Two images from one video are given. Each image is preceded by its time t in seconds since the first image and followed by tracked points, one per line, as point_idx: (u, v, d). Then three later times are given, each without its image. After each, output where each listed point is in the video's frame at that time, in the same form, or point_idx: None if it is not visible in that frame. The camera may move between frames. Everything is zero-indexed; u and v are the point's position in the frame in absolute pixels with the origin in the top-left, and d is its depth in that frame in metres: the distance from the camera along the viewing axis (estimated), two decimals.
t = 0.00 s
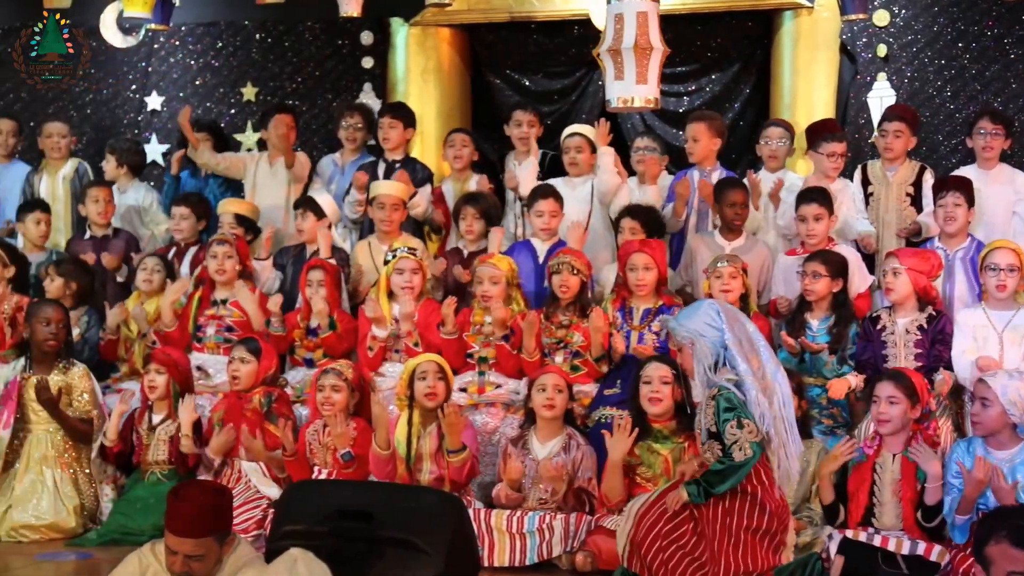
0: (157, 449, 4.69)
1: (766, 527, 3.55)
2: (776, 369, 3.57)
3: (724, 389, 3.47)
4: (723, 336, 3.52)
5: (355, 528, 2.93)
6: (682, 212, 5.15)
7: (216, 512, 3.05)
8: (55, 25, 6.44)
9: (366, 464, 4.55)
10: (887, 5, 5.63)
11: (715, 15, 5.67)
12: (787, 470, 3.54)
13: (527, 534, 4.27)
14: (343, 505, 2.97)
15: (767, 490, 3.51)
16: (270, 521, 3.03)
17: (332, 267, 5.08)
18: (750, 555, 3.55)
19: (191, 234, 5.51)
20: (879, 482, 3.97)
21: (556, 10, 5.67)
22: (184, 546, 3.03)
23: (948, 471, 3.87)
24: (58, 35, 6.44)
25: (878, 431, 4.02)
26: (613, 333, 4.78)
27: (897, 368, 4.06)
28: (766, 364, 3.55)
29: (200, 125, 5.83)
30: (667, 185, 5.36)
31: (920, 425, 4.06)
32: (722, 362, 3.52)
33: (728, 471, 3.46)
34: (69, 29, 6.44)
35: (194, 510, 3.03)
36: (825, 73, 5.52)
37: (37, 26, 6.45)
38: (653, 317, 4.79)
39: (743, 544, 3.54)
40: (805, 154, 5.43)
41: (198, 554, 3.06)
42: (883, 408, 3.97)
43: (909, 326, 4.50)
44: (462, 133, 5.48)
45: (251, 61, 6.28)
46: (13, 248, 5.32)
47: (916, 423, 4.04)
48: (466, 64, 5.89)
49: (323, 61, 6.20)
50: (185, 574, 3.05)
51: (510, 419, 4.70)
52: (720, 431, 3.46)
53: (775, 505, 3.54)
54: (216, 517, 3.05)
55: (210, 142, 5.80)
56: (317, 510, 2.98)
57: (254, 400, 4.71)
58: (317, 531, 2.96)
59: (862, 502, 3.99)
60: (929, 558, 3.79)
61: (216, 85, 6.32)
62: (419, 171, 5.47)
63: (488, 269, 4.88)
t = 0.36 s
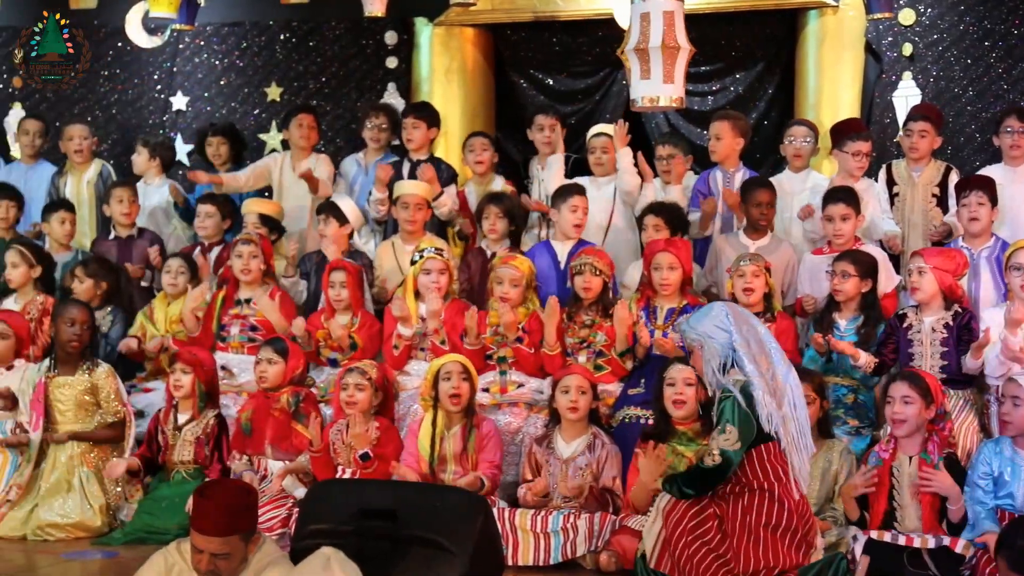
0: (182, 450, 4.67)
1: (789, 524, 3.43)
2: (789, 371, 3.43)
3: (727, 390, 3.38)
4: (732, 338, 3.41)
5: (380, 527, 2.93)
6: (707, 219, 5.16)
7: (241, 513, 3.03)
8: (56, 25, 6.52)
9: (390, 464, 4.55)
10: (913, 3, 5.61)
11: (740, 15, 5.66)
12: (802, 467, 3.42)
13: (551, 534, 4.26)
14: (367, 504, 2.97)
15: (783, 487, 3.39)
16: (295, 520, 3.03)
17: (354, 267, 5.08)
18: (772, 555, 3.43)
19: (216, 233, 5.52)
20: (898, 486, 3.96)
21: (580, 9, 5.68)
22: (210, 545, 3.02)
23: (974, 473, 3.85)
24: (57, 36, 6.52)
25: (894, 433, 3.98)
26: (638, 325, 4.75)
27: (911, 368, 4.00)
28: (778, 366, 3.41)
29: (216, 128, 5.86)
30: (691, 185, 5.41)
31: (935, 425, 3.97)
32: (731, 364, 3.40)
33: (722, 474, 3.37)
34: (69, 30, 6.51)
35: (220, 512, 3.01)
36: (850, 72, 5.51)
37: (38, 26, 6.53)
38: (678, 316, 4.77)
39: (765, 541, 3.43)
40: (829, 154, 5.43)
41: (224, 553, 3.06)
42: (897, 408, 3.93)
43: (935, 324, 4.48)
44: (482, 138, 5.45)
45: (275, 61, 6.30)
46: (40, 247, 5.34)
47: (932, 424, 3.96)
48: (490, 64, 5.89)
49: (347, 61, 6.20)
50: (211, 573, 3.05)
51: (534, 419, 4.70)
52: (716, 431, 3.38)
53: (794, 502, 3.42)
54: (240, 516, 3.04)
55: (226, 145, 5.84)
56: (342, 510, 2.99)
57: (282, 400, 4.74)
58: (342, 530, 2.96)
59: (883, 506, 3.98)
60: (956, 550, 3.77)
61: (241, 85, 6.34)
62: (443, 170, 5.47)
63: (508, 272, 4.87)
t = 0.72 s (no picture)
0: (207, 447, 4.72)
1: (793, 505, 3.49)
2: (792, 363, 3.49)
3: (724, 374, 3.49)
4: (735, 326, 3.51)
5: (404, 526, 2.93)
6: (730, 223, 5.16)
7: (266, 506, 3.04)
8: (56, 26, 6.58)
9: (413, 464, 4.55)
10: (938, 2, 5.59)
11: (765, 15, 5.65)
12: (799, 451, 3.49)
13: (574, 533, 4.26)
14: (391, 504, 2.97)
15: (782, 468, 3.46)
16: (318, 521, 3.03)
17: (376, 267, 5.08)
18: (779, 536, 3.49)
19: (238, 234, 5.50)
20: (921, 487, 3.94)
21: (604, 9, 5.67)
22: (233, 535, 3.01)
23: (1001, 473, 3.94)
24: (58, 36, 6.57)
25: (915, 432, 3.97)
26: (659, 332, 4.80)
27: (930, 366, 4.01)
28: (780, 356, 3.48)
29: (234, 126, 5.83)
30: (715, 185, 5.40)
31: (955, 424, 3.96)
32: (731, 351, 3.51)
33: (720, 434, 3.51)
34: (69, 29, 6.58)
35: (245, 502, 3.01)
36: (874, 73, 5.49)
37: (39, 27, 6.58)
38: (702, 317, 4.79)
39: (771, 523, 3.49)
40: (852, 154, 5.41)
41: (246, 545, 3.04)
42: (919, 404, 3.92)
43: (959, 324, 4.46)
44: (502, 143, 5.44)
45: (298, 61, 6.31)
46: (64, 247, 5.36)
47: (952, 423, 3.96)
48: (513, 64, 5.90)
49: (370, 62, 6.21)
50: (231, 565, 3.03)
51: (557, 418, 4.70)
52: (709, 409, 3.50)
53: (796, 484, 3.49)
54: (266, 509, 3.04)
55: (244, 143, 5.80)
56: (366, 510, 2.98)
57: (308, 400, 4.73)
58: (364, 529, 2.95)
59: (905, 508, 3.94)
60: (981, 551, 3.82)
61: (264, 85, 6.35)
62: (466, 171, 5.47)
63: (525, 274, 4.83)
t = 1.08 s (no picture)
0: (228, 445, 4.69)
1: (795, 469, 3.48)
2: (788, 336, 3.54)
3: (721, 342, 3.53)
4: (734, 296, 3.53)
5: (424, 526, 2.92)
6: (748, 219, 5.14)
7: (289, 492, 3.15)
8: (56, 26, 6.59)
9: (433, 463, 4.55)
10: (959, 1, 5.57)
11: (785, 15, 5.64)
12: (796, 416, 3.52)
13: (595, 533, 4.26)
14: (412, 502, 2.96)
15: (781, 431, 3.48)
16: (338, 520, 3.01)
17: (397, 267, 5.08)
18: (783, 501, 3.48)
19: (258, 234, 5.53)
20: (945, 483, 3.93)
21: (624, 9, 5.68)
22: (255, 514, 3.10)
23: None
24: (58, 36, 6.57)
25: (941, 431, 3.97)
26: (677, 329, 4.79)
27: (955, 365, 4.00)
28: (777, 329, 3.53)
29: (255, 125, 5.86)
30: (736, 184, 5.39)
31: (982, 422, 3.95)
32: (729, 319, 3.54)
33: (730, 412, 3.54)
34: (69, 30, 6.61)
35: (270, 483, 3.12)
36: (896, 75, 5.46)
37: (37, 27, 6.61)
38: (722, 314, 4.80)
39: (774, 488, 3.48)
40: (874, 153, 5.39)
41: (267, 526, 3.12)
42: (946, 406, 3.91)
43: (979, 326, 4.45)
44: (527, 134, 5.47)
45: (318, 61, 6.32)
46: (86, 247, 5.38)
47: (978, 422, 3.94)
48: (533, 64, 5.89)
49: (389, 62, 6.22)
50: (251, 547, 3.10)
51: (577, 418, 4.66)
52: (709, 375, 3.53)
53: (795, 448, 3.50)
54: (286, 496, 3.14)
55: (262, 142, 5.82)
56: (387, 508, 2.96)
57: (328, 400, 4.73)
58: (385, 529, 2.94)
59: (928, 505, 3.95)
60: (1003, 556, 3.78)
61: (284, 86, 6.37)
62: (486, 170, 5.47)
63: (546, 274, 4.87)
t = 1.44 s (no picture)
0: (250, 442, 4.69)
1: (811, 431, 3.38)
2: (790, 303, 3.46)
3: (729, 313, 3.44)
4: (734, 266, 3.46)
5: (443, 525, 2.92)
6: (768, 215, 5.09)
7: (310, 489, 3.13)
8: (55, 26, 6.52)
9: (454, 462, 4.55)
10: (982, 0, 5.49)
11: (807, 14, 5.64)
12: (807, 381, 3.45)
13: (615, 534, 4.25)
14: (433, 502, 2.95)
15: (798, 393, 3.39)
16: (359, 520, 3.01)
17: (418, 267, 5.09)
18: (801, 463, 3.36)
19: (281, 235, 5.54)
20: (974, 484, 3.91)
21: (645, 9, 5.68)
22: (277, 511, 3.10)
23: None
24: (57, 36, 6.52)
25: (974, 433, 3.95)
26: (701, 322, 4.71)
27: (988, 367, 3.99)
28: (779, 296, 3.45)
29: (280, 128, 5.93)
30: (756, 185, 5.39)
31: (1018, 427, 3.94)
32: (731, 290, 3.46)
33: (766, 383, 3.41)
34: (69, 29, 6.65)
35: (292, 481, 3.12)
36: (917, 73, 5.45)
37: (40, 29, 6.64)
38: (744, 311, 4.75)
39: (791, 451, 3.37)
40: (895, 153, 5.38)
41: (289, 525, 3.11)
42: (980, 411, 3.90)
43: (1003, 325, 4.45)
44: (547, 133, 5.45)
45: (340, 61, 6.33)
46: (108, 247, 5.39)
47: (1013, 425, 3.93)
48: (554, 64, 5.90)
49: (411, 62, 6.23)
50: (272, 544, 3.09)
51: (597, 418, 4.68)
52: (736, 344, 3.41)
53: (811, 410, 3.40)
54: (309, 492, 3.13)
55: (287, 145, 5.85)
56: (407, 508, 2.96)
57: (348, 401, 4.74)
58: (405, 528, 2.94)
59: (956, 504, 3.94)
60: None
61: (305, 86, 6.38)
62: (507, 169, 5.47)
63: (574, 272, 4.85)
